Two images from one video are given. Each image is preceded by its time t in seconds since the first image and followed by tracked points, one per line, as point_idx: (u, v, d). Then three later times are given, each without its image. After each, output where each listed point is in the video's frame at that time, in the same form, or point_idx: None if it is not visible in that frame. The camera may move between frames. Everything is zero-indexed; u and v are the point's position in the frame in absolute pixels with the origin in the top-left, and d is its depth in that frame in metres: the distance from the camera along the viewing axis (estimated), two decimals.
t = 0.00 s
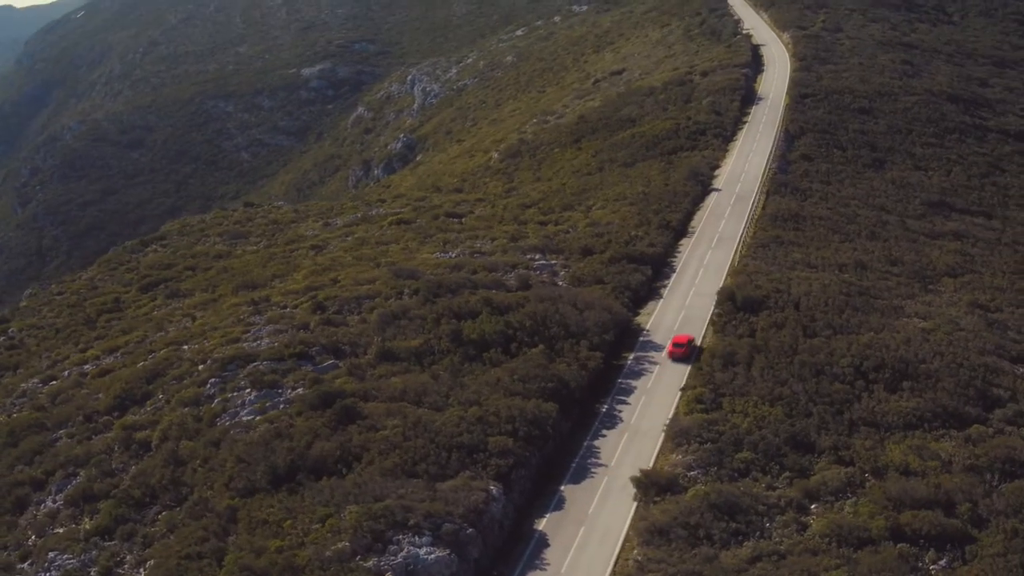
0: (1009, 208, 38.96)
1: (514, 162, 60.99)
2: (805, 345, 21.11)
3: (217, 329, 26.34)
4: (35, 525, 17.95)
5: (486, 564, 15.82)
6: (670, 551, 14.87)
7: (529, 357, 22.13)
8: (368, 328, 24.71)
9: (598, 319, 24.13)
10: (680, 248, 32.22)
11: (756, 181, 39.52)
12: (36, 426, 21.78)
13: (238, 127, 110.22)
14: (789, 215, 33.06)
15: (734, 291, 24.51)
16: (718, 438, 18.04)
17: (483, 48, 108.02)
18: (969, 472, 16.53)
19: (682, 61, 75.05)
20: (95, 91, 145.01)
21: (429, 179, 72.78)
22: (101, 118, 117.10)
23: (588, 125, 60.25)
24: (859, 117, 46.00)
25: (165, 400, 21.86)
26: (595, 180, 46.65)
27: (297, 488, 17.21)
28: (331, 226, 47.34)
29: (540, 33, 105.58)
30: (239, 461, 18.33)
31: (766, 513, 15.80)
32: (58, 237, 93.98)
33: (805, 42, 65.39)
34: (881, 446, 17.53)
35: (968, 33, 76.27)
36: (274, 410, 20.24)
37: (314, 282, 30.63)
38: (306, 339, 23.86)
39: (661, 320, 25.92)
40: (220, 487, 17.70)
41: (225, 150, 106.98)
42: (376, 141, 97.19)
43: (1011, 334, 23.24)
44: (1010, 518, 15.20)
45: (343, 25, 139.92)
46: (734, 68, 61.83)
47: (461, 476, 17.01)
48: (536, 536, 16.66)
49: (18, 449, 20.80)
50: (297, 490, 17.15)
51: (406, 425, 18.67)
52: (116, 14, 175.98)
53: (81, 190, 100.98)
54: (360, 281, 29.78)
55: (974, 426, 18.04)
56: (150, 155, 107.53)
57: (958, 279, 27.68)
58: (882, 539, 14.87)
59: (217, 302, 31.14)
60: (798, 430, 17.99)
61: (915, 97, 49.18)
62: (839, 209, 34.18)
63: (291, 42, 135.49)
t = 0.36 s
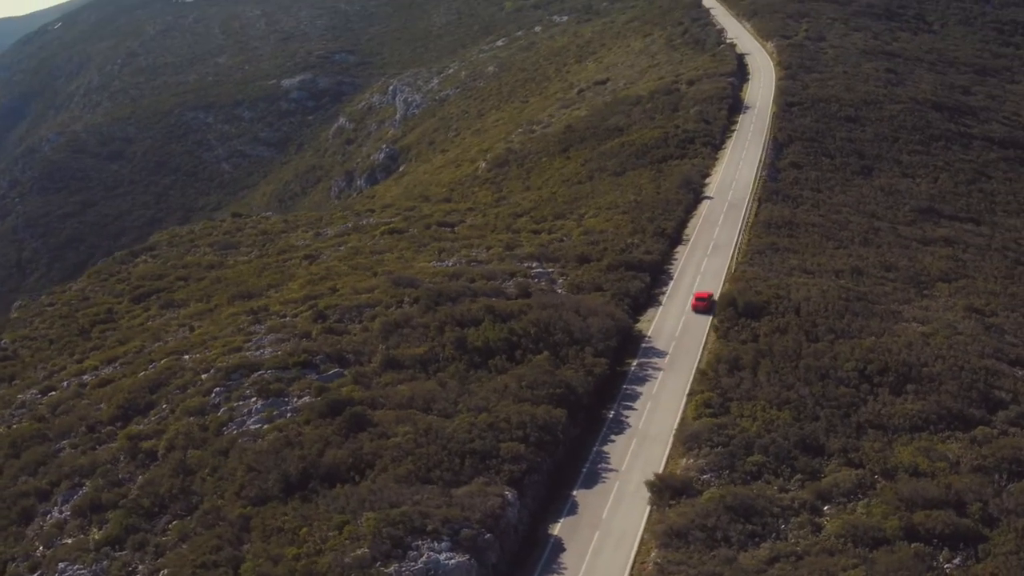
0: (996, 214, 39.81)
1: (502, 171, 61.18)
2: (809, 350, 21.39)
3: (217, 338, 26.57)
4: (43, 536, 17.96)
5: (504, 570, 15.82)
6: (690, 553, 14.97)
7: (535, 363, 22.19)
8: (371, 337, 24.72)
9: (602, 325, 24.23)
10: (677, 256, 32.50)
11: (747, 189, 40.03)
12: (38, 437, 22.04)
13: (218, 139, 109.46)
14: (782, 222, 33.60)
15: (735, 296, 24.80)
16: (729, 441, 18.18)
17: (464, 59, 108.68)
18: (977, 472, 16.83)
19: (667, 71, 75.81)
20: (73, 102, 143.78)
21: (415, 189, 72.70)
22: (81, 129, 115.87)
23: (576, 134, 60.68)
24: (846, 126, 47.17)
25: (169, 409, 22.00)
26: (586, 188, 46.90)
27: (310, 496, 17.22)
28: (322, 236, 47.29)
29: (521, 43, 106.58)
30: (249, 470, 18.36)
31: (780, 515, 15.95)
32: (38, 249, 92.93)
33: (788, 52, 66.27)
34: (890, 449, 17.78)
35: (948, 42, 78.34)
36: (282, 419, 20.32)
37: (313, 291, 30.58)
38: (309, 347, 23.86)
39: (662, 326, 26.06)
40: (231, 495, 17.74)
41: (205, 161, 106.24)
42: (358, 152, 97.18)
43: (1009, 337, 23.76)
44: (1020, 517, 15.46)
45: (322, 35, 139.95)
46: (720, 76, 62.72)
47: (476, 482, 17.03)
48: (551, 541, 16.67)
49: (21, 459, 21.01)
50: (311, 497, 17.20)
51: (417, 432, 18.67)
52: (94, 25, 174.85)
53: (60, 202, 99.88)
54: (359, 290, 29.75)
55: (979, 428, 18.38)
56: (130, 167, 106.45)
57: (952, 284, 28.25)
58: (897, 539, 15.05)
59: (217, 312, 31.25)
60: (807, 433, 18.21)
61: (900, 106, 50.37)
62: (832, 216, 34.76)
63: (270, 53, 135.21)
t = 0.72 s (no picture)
0: (982, 219, 41.24)
1: (490, 181, 61.36)
2: (813, 354, 21.74)
3: (218, 347, 26.77)
4: (52, 546, 18.35)
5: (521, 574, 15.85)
6: (709, 554, 15.11)
7: (540, 369, 22.24)
8: (374, 344, 24.77)
9: (605, 331, 24.33)
10: (673, 262, 32.81)
11: (737, 198, 40.70)
12: (41, 447, 22.28)
13: (198, 150, 108.84)
14: (776, 228, 34.29)
15: (736, 302, 25.17)
16: (738, 444, 18.35)
17: (444, 69, 109.71)
18: (984, 472, 17.17)
19: (651, 80, 76.67)
20: (51, 114, 142.46)
21: (401, 199, 72.61)
22: (59, 141, 114.05)
23: (563, 144, 61.11)
24: (833, 133, 49.15)
25: (174, 418, 22.24)
26: (576, 198, 47.05)
27: (323, 503, 17.34)
28: (313, 246, 47.43)
29: (500, 54, 107.97)
30: (260, 478, 18.58)
31: (795, 515, 16.11)
32: (17, 262, 91.33)
33: (773, 60, 67.70)
34: (898, 450, 18.11)
35: (928, 51, 81.01)
36: (290, 427, 20.49)
37: (312, 300, 30.64)
38: (313, 355, 23.94)
39: (663, 332, 26.20)
40: (243, 504, 17.96)
41: (184, 173, 105.53)
42: (339, 163, 97.36)
43: (1006, 340, 24.56)
44: None
45: (301, 47, 140.41)
46: (706, 85, 64.00)
47: (490, 486, 17.06)
48: (566, 545, 16.72)
49: (25, 470, 21.26)
50: (324, 504, 17.31)
51: (429, 438, 18.69)
52: (71, 36, 173.67)
53: (39, 215, 98.20)
54: (359, 298, 29.79)
55: (983, 429, 18.82)
56: (109, 179, 105.05)
57: (946, 289, 29.20)
58: (911, 538, 15.22)
59: (218, 321, 31.56)
60: (816, 436, 18.45)
61: (884, 113, 52.35)
62: (824, 224, 35.61)
63: (250, 64, 135.13)
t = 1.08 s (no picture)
0: (969, 226, 43.05)
1: (478, 191, 61.44)
2: (816, 359, 22.11)
3: (219, 357, 27.17)
4: (63, 555, 19.02)
5: None
6: (727, 555, 15.30)
7: (546, 375, 22.33)
8: (378, 352, 24.83)
9: (608, 338, 24.49)
10: (669, 269, 33.15)
11: (728, 207, 41.36)
12: (45, 458, 23.11)
13: (178, 162, 108.28)
14: (769, 236, 35.11)
15: (737, 309, 25.55)
16: (749, 447, 18.56)
17: (425, 81, 111.08)
18: (991, 472, 17.55)
19: (635, 90, 77.49)
20: (29, 127, 140.99)
21: (387, 209, 72.69)
22: (38, 153, 111.00)
23: (550, 154, 61.53)
24: (819, 142, 51.77)
25: (179, 428, 22.71)
26: (567, 207, 47.32)
27: (336, 510, 17.49)
28: (305, 256, 47.65)
29: (480, 66, 109.68)
30: (272, 486, 18.90)
31: (809, 517, 16.32)
32: None
33: (757, 71, 70.10)
34: (905, 451, 18.47)
35: (911, 60, 85.21)
36: (298, 435, 20.71)
37: (311, 309, 30.79)
38: (318, 364, 24.09)
39: (664, 339, 26.37)
40: (255, 512, 18.24)
41: (164, 186, 104.68)
42: (321, 174, 97.67)
43: (1002, 345, 25.48)
44: None
45: (280, 59, 141.29)
46: (691, 96, 65.36)
47: (505, 491, 17.12)
48: (582, 549, 16.78)
49: (29, 480, 22.09)
50: (338, 510, 17.47)
51: (440, 445, 18.77)
52: (47, 49, 172.39)
53: (17, 227, 95.26)
54: (358, 307, 29.92)
55: (986, 430, 19.31)
56: (89, 192, 102.99)
57: (940, 294, 30.34)
58: (923, 537, 15.47)
59: (217, 330, 32.04)
60: (824, 438, 18.72)
61: (869, 121, 55.52)
62: (816, 232, 36.55)
63: (229, 76, 135.14)
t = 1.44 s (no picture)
0: (961, 231, 44.59)
1: (472, 200, 61.48)
2: (824, 363, 22.48)
3: (227, 364, 27.38)
4: (79, 562, 19.45)
5: None
6: (750, 554, 15.51)
7: (557, 379, 22.43)
8: (387, 358, 24.88)
9: (616, 344, 24.65)
10: (670, 275, 33.49)
11: (724, 214, 41.89)
12: (55, 466, 23.94)
13: (163, 172, 107.76)
14: (767, 243, 35.79)
15: (743, 313, 25.94)
16: (764, 449, 18.80)
17: (411, 90, 111.98)
18: (1003, 471, 17.89)
19: (625, 99, 77.95)
20: (11, 138, 139.77)
21: (378, 219, 72.71)
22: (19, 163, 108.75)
23: (544, 162, 61.84)
24: (812, 149, 53.79)
25: (190, 434, 22.93)
26: (563, 215, 47.55)
27: (356, 514, 17.59)
28: (302, 265, 47.83)
29: (466, 75, 110.54)
30: (289, 491, 19.02)
31: (827, 516, 16.53)
32: None
33: (747, 80, 71.62)
34: (918, 451, 18.78)
35: (898, 68, 87.75)
36: (312, 440, 20.83)
37: (316, 316, 30.92)
38: (328, 370, 24.19)
39: (670, 344, 26.57)
40: (274, 517, 18.38)
41: (149, 196, 103.96)
42: (307, 184, 97.87)
43: (1004, 347, 26.17)
44: None
45: (264, 69, 141.98)
46: (683, 104, 66.10)
47: (525, 494, 17.20)
48: (603, 551, 16.88)
49: (42, 488, 22.87)
50: (359, 513, 17.59)
51: (457, 449, 18.86)
52: (29, 60, 171.37)
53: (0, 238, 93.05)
54: (363, 313, 30.06)
55: (995, 431, 19.71)
56: (73, 202, 101.32)
57: (938, 299, 31.21)
58: (941, 535, 15.72)
59: (221, 338, 32.35)
60: (837, 439, 19.01)
61: (860, 129, 58.33)
62: (813, 240, 37.29)
63: (212, 87, 135.07)
